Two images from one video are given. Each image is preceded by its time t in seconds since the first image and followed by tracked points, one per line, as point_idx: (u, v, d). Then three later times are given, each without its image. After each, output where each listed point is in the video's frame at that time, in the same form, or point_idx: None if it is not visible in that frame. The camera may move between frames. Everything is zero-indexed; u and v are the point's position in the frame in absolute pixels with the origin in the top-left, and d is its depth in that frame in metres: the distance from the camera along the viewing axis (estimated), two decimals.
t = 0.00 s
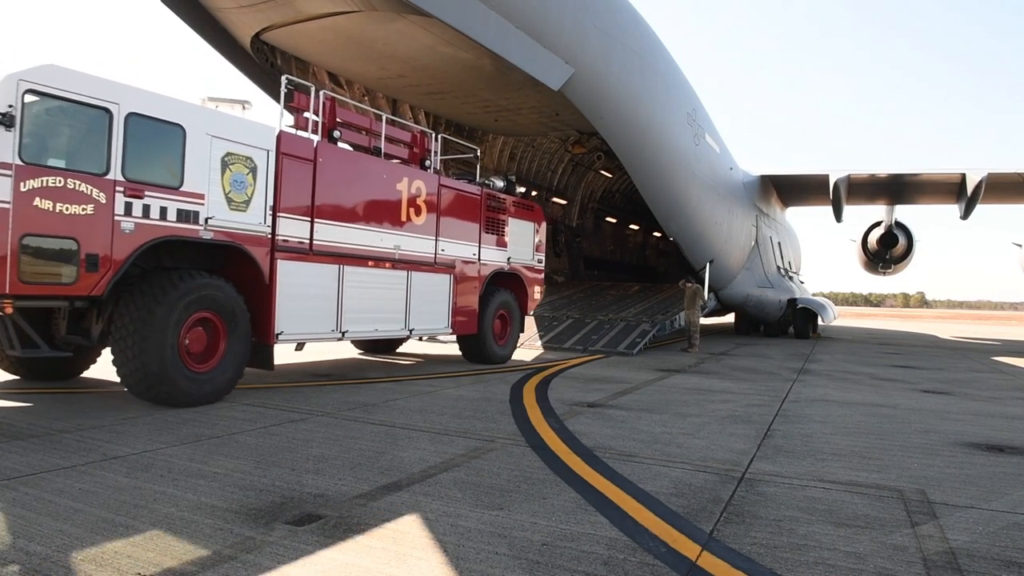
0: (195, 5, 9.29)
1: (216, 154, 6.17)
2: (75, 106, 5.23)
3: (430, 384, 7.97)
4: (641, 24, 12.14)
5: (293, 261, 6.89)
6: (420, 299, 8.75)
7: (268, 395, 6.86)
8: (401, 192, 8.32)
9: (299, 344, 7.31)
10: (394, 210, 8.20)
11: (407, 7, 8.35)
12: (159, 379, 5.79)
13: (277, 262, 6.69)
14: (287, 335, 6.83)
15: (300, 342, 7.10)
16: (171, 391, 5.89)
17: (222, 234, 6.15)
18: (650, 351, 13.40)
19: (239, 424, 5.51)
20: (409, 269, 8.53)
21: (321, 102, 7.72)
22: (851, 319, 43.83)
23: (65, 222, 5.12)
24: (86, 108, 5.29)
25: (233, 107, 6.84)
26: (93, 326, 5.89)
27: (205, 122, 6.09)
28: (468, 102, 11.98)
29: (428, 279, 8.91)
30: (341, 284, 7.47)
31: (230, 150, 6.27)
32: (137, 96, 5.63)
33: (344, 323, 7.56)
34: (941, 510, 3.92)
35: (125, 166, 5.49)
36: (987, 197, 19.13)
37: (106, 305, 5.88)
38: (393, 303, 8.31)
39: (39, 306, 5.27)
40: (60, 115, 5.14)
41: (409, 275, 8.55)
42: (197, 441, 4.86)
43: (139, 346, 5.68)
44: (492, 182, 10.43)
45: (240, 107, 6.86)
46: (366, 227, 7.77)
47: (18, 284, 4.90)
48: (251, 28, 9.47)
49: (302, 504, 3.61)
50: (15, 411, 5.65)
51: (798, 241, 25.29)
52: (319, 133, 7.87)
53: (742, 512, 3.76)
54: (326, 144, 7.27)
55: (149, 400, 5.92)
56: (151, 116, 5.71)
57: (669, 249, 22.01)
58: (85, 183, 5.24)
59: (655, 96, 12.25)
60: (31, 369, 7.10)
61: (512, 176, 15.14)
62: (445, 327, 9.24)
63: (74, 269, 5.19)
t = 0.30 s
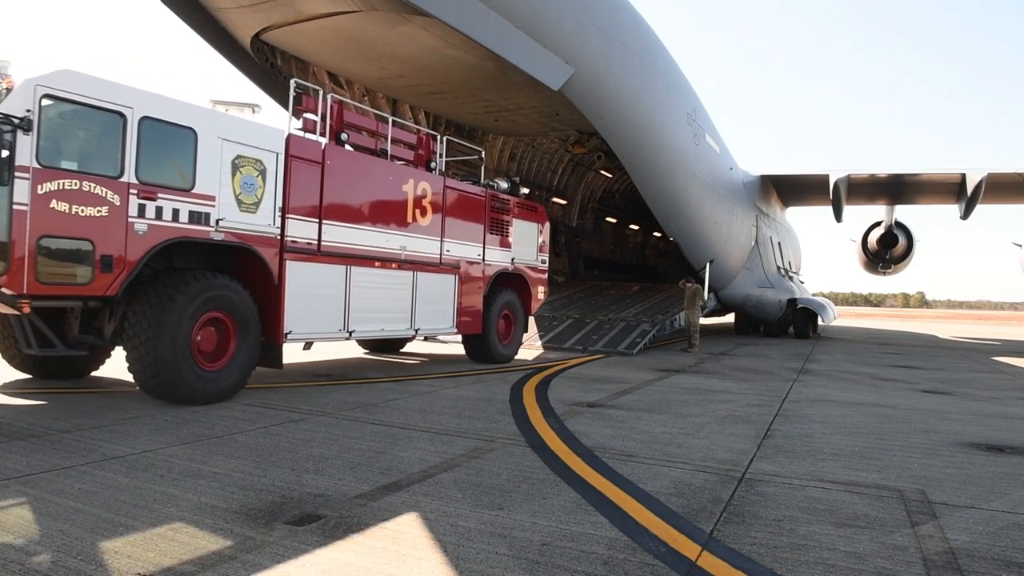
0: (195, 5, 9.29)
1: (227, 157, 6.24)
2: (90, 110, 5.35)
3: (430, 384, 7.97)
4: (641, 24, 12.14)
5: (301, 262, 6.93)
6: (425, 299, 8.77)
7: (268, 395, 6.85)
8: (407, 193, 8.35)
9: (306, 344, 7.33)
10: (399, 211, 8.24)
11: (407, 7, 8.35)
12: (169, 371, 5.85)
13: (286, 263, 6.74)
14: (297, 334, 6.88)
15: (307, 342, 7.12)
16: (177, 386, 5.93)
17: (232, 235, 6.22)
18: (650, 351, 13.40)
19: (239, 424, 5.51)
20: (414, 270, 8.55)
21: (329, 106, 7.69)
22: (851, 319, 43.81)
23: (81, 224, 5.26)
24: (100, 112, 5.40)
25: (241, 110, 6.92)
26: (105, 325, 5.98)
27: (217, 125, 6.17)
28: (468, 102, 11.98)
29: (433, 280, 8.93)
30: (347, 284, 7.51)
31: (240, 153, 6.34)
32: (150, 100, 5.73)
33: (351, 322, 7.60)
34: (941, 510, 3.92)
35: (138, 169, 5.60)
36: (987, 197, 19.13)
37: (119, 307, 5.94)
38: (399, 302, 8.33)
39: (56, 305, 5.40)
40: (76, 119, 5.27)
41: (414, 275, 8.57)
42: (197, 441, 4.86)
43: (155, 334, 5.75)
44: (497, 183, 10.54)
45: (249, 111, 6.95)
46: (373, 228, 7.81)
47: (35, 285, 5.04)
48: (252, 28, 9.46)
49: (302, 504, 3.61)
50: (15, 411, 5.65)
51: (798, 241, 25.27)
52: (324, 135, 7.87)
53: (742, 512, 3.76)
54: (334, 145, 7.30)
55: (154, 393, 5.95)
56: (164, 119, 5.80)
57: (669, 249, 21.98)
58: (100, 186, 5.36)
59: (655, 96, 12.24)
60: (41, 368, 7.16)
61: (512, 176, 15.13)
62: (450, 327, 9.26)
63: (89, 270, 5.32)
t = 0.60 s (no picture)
0: (195, 6, 9.29)
1: (237, 159, 6.35)
2: (105, 114, 5.47)
3: (430, 384, 7.97)
4: (641, 24, 12.14)
5: (309, 263, 7.00)
6: (430, 299, 8.79)
7: (269, 395, 6.85)
8: (413, 194, 8.40)
9: (313, 344, 7.38)
10: (406, 212, 8.28)
11: (407, 7, 8.36)
12: (180, 363, 5.92)
13: (294, 264, 6.81)
14: (304, 334, 6.92)
15: (315, 342, 7.16)
16: (185, 379, 6.00)
17: (242, 236, 6.32)
18: (650, 351, 13.40)
19: (239, 424, 5.51)
20: (420, 271, 8.59)
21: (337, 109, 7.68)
22: (851, 319, 43.78)
23: (96, 226, 5.37)
24: (115, 116, 5.52)
25: (251, 113, 6.95)
26: (118, 325, 6.00)
27: (227, 128, 6.27)
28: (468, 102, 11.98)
29: (439, 280, 8.96)
30: (353, 285, 7.55)
31: (250, 156, 6.44)
32: (163, 105, 5.84)
33: (357, 321, 7.65)
34: (941, 510, 3.92)
35: (152, 172, 5.72)
36: (987, 198, 19.12)
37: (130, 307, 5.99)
38: (404, 302, 8.36)
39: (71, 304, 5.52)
40: (91, 123, 5.38)
41: (420, 276, 8.60)
42: (198, 442, 4.86)
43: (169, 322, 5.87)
44: (501, 185, 10.53)
45: (258, 113, 6.98)
46: (379, 229, 7.86)
47: (51, 284, 5.17)
48: (252, 28, 9.47)
49: (302, 504, 3.61)
50: (16, 411, 5.65)
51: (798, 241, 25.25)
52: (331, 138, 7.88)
53: (742, 513, 3.76)
54: (341, 147, 7.36)
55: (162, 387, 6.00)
56: (176, 123, 5.90)
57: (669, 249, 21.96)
58: (114, 189, 5.47)
59: (655, 96, 12.25)
60: (56, 368, 7.22)
61: (512, 176, 15.12)
62: (456, 326, 9.28)
63: (103, 271, 5.43)
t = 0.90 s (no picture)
0: (195, 6, 9.29)
1: (247, 162, 6.40)
2: (118, 118, 5.52)
3: (430, 384, 7.97)
4: (641, 24, 12.14)
5: (317, 263, 7.06)
6: (436, 299, 8.83)
7: (269, 394, 6.85)
8: (419, 196, 8.44)
9: (322, 344, 7.45)
10: (412, 213, 8.33)
11: (407, 7, 8.36)
12: (190, 352, 5.98)
13: (303, 264, 6.88)
14: (312, 334, 6.98)
15: (322, 342, 7.22)
16: (193, 369, 6.03)
17: (253, 237, 6.38)
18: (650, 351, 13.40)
19: (239, 424, 5.51)
20: (425, 272, 8.63)
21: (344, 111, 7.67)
22: (851, 319, 43.77)
23: (111, 227, 5.43)
24: (128, 120, 5.57)
25: (260, 116, 7.02)
26: (130, 325, 6.09)
27: (237, 132, 6.34)
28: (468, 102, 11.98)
29: (444, 280, 8.99)
30: (361, 285, 7.61)
31: (259, 159, 6.51)
32: (174, 109, 5.89)
33: (364, 321, 7.70)
34: (941, 509, 3.92)
35: (164, 174, 5.77)
36: (987, 198, 19.13)
37: (141, 305, 6.07)
38: (410, 302, 8.40)
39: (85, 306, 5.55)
40: (105, 127, 5.43)
41: (425, 276, 8.65)
42: (199, 442, 4.86)
43: (188, 314, 5.95)
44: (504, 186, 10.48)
45: (267, 117, 7.04)
46: (385, 229, 7.91)
47: (67, 285, 5.21)
48: (252, 28, 9.47)
49: (302, 504, 3.61)
50: (16, 412, 5.65)
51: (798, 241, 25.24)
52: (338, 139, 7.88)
53: (742, 512, 3.76)
54: (347, 149, 7.43)
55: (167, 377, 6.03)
56: (188, 127, 5.96)
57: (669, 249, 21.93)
58: (127, 191, 5.52)
59: (655, 96, 12.24)
60: (68, 366, 7.36)
61: (512, 176, 15.12)
62: (461, 326, 9.31)
63: (118, 272, 5.48)
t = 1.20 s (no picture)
0: (195, 6, 9.29)
1: (257, 164, 6.47)
2: (132, 122, 5.62)
3: (430, 384, 7.96)
4: (641, 24, 12.13)
5: (324, 263, 7.12)
6: (441, 299, 8.87)
7: (269, 394, 6.85)
8: (424, 197, 8.48)
9: (329, 343, 7.51)
10: (417, 214, 8.37)
11: (407, 7, 8.37)
12: (199, 347, 6.04)
13: (311, 265, 6.95)
14: (321, 333, 7.05)
15: (330, 341, 7.28)
16: (200, 364, 6.09)
17: (262, 239, 6.46)
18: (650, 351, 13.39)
19: (239, 424, 5.50)
20: (431, 272, 8.67)
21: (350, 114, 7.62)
22: (851, 319, 43.75)
23: (125, 229, 5.54)
24: (141, 123, 5.67)
25: (270, 120, 7.06)
26: (141, 325, 6.12)
27: (247, 134, 6.41)
28: (468, 102, 11.98)
29: (450, 280, 9.04)
30: (368, 286, 7.67)
31: (269, 161, 6.57)
32: (186, 112, 5.99)
33: (371, 321, 7.77)
34: (941, 509, 3.92)
35: (177, 177, 5.87)
36: (987, 198, 19.12)
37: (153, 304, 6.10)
38: (416, 301, 8.44)
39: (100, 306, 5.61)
40: (119, 131, 5.53)
41: (431, 277, 8.69)
42: (199, 441, 4.86)
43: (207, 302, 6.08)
44: (508, 186, 10.49)
45: (276, 120, 7.09)
46: (391, 230, 7.94)
47: (83, 285, 5.32)
48: (251, 28, 9.46)
49: (302, 504, 3.61)
50: (16, 412, 5.66)
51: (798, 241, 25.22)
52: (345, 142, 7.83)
53: (742, 512, 3.76)
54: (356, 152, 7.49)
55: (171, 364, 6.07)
56: (199, 130, 6.05)
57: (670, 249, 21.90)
58: (141, 193, 5.63)
59: (655, 96, 12.24)
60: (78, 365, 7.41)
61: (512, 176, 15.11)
62: (466, 326, 9.36)
63: (132, 272, 5.59)
